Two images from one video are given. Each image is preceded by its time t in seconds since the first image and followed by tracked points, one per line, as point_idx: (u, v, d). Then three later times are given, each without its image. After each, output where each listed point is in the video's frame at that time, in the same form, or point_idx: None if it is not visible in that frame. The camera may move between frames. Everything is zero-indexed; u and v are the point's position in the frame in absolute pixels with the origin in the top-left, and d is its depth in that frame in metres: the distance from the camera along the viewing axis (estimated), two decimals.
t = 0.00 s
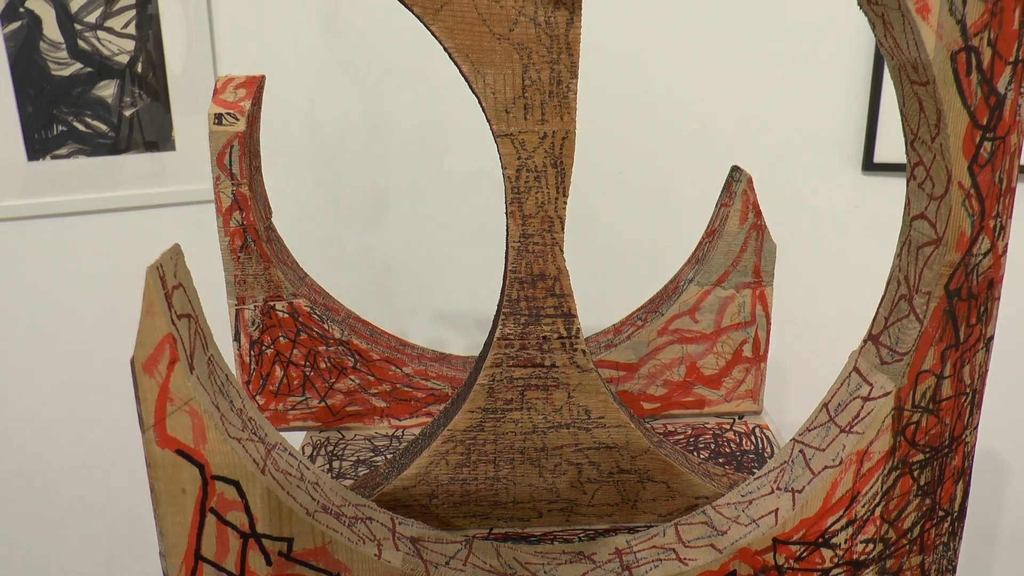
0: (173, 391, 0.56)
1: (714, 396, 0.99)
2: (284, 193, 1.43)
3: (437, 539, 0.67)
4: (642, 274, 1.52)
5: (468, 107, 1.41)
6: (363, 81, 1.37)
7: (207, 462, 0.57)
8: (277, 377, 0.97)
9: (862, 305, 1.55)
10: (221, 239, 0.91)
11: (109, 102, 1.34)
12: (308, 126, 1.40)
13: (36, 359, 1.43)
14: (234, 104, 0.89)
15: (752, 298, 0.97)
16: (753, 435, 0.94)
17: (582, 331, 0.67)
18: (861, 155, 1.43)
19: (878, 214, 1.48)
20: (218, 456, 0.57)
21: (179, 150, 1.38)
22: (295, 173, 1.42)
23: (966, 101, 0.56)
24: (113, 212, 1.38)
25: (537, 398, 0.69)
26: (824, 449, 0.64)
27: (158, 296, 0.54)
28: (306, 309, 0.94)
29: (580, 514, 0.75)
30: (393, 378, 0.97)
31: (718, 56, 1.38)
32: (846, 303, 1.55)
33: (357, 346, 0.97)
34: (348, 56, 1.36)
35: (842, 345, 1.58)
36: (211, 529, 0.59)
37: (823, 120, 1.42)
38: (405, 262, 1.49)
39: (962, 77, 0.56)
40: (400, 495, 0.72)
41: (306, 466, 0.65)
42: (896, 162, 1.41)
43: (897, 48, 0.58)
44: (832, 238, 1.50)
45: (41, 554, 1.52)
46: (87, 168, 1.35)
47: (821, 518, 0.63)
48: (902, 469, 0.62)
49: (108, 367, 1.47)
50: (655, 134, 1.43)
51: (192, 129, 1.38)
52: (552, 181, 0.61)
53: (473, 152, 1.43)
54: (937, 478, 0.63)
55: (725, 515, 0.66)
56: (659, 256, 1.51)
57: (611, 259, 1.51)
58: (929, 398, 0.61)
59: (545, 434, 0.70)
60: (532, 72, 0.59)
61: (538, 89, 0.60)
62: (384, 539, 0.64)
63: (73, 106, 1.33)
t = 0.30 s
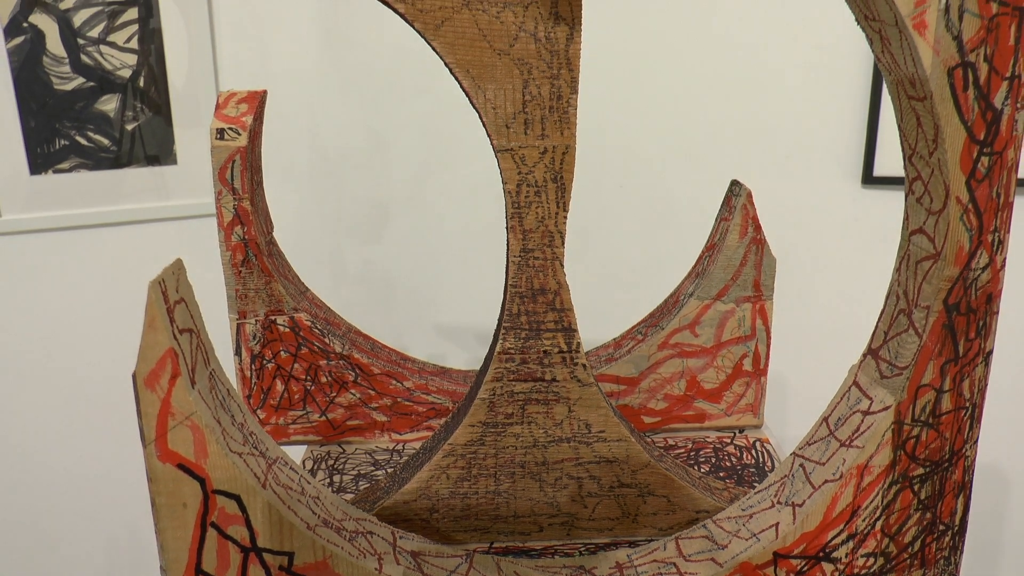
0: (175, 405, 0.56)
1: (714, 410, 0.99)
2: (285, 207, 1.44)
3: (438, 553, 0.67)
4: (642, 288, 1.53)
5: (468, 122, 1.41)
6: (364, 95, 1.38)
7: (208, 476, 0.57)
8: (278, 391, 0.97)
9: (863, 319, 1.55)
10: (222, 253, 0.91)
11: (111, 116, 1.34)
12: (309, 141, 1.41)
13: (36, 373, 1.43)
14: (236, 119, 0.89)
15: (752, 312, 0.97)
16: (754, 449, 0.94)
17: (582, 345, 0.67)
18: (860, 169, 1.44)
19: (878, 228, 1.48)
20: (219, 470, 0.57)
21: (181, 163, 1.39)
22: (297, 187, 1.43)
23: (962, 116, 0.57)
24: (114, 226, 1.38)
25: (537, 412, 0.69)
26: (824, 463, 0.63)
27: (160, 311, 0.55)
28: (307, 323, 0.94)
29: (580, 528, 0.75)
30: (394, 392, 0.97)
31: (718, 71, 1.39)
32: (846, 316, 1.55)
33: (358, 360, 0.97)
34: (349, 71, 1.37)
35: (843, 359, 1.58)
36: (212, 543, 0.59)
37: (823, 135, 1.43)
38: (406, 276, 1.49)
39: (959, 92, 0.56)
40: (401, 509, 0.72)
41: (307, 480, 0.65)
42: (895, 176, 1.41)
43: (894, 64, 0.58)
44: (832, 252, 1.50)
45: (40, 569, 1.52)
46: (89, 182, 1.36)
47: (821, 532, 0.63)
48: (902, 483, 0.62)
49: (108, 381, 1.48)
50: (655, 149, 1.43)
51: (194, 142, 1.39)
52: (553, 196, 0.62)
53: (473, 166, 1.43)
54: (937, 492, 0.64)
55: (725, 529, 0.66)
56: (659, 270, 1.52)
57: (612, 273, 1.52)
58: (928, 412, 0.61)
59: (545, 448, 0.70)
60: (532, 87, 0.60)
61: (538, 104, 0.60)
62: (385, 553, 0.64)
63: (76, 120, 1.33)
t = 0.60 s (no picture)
0: (176, 426, 0.56)
1: (714, 430, 0.99)
2: (286, 227, 1.44)
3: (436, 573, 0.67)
4: (642, 308, 1.55)
5: (468, 142, 1.42)
6: (366, 115, 1.39)
7: (209, 496, 0.58)
8: (278, 411, 0.97)
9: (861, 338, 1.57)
10: (223, 273, 0.91)
11: (113, 136, 1.35)
12: (310, 161, 1.41)
13: (38, 392, 1.43)
14: (238, 140, 0.89)
15: (751, 332, 0.97)
16: (754, 468, 0.94)
17: (582, 365, 0.68)
18: (858, 189, 1.47)
19: (876, 247, 1.51)
20: (220, 490, 0.58)
21: (182, 183, 1.39)
22: (298, 208, 1.44)
23: (958, 138, 0.57)
24: (116, 246, 1.39)
25: (537, 432, 0.69)
26: (823, 483, 0.63)
27: (162, 333, 0.55)
28: (307, 343, 0.94)
29: (580, 548, 0.75)
30: (395, 412, 0.97)
31: (721, 91, 1.42)
32: (844, 333, 1.57)
33: (359, 380, 0.96)
34: (351, 92, 1.38)
35: (842, 377, 1.60)
36: (213, 563, 0.59)
37: (817, 154, 1.46)
38: (406, 296, 1.50)
39: (954, 115, 0.57)
40: (401, 529, 0.72)
41: (307, 500, 0.65)
42: (893, 195, 1.44)
43: (890, 86, 0.59)
44: (831, 271, 1.53)
45: None
46: (91, 202, 1.36)
47: (822, 552, 0.63)
48: (902, 503, 0.62)
49: (109, 401, 1.47)
50: (657, 169, 1.46)
51: (196, 162, 1.39)
52: (552, 217, 0.62)
53: (473, 186, 1.45)
54: (937, 512, 0.64)
55: (725, 548, 0.66)
56: (659, 289, 1.54)
57: (613, 291, 1.54)
58: (927, 432, 0.61)
59: (545, 468, 0.70)
60: (532, 109, 0.60)
61: (537, 126, 0.61)
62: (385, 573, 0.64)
63: (77, 141, 1.34)
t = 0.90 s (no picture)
0: (176, 441, 0.56)
1: (714, 445, 0.99)
2: (286, 242, 1.45)
3: None
4: (642, 322, 1.56)
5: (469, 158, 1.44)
6: (367, 131, 1.40)
7: (209, 511, 0.58)
8: (278, 426, 0.97)
9: (861, 352, 1.58)
10: (224, 289, 0.91)
11: (114, 151, 1.36)
12: (311, 176, 1.42)
13: (37, 408, 1.43)
14: (240, 156, 0.90)
15: (751, 346, 0.97)
16: (754, 483, 0.94)
17: (582, 381, 0.68)
18: (858, 204, 1.47)
19: (875, 262, 1.51)
20: (221, 505, 0.58)
21: (183, 198, 1.40)
22: (299, 224, 1.44)
23: (955, 154, 0.58)
24: (117, 261, 1.40)
25: (537, 447, 0.69)
26: (823, 498, 0.64)
27: (163, 348, 0.55)
28: (307, 358, 0.94)
29: (580, 563, 0.75)
30: (395, 428, 0.97)
31: (719, 107, 1.44)
32: (842, 348, 1.58)
33: (359, 396, 0.96)
34: (352, 107, 1.39)
35: (841, 391, 1.61)
36: None
37: (816, 169, 1.47)
38: (406, 311, 1.51)
39: (951, 131, 0.58)
40: (401, 543, 0.72)
41: (308, 515, 0.65)
42: (892, 210, 1.45)
43: (887, 103, 0.60)
44: (830, 285, 1.53)
45: None
46: (92, 217, 1.37)
47: (821, 567, 0.63)
48: (902, 517, 0.62)
49: (108, 416, 1.47)
50: (656, 184, 1.47)
51: (197, 177, 1.40)
52: (552, 233, 0.63)
53: (474, 201, 1.45)
54: (937, 527, 0.64)
55: (725, 563, 0.66)
56: (659, 304, 1.55)
57: (613, 306, 1.54)
58: (927, 447, 0.61)
59: (545, 482, 0.70)
60: (532, 124, 0.61)
61: (537, 142, 0.61)
62: None
63: (79, 155, 1.35)
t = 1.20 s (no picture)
0: (177, 459, 0.56)
1: (714, 462, 0.99)
2: (287, 259, 1.45)
3: None
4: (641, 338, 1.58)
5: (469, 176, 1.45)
6: (368, 149, 1.42)
7: (210, 529, 0.58)
8: (279, 443, 0.97)
9: (860, 369, 1.59)
10: (224, 307, 0.90)
11: (116, 169, 1.37)
12: (312, 194, 1.43)
13: (36, 426, 1.42)
14: (241, 174, 0.90)
15: (751, 364, 0.98)
16: (754, 500, 0.94)
17: (582, 398, 0.68)
18: (858, 221, 1.48)
19: (874, 279, 1.52)
20: (221, 523, 0.58)
21: (184, 216, 1.42)
22: (300, 243, 1.45)
23: (951, 173, 0.58)
24: (119, 278, 1.40)
25: (537, 465, 0.69)
26: (823, 515, 0.64)
27: (164, 366, 0.55)
28: (308, 376, 0.94)
29: None
30: (395, 445, 0.97)
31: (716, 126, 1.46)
32: (841, 364, 1.59)
33: (359, 413, 0.96)
34: (354, 126, 1.41)
35: (841, 408, 1.61)
36: None
37: (812, 188, 1.49)
38: (407, 328, 1.52)
39: (947, 150, 0.58)
40: (402, 560, 0.72)
41: (308, 533, 0.65)
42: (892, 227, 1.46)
43: (884, 122, 0.60)
44: (828, 302, 1.54)
45: None
46: (93, 234, 1.38)
47: None
48: (902, 534, 0.62)
49: (109, 433, 1.48)
50: (655, 202, 1.49)
51: (198, 194, 1.42)
52: (552, 251, 0.63)
53: (474, 219, 1.47)
54: (937, 544, 0.64)
55: None
56: (658, 320, 1.56)
57: (613, 323, 1.56)
58: (926, 464, 0.61)
59: (545, 500, 0.70)
60: (531, 143, 0.61)
61: (537, 160, 0.62)
62: None
63: (81, 173, 1.35)
